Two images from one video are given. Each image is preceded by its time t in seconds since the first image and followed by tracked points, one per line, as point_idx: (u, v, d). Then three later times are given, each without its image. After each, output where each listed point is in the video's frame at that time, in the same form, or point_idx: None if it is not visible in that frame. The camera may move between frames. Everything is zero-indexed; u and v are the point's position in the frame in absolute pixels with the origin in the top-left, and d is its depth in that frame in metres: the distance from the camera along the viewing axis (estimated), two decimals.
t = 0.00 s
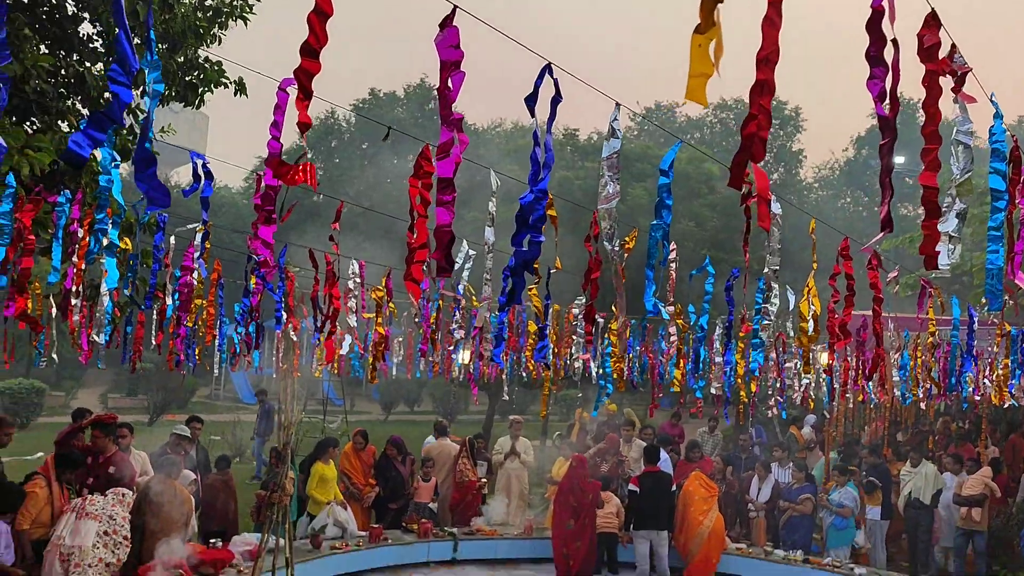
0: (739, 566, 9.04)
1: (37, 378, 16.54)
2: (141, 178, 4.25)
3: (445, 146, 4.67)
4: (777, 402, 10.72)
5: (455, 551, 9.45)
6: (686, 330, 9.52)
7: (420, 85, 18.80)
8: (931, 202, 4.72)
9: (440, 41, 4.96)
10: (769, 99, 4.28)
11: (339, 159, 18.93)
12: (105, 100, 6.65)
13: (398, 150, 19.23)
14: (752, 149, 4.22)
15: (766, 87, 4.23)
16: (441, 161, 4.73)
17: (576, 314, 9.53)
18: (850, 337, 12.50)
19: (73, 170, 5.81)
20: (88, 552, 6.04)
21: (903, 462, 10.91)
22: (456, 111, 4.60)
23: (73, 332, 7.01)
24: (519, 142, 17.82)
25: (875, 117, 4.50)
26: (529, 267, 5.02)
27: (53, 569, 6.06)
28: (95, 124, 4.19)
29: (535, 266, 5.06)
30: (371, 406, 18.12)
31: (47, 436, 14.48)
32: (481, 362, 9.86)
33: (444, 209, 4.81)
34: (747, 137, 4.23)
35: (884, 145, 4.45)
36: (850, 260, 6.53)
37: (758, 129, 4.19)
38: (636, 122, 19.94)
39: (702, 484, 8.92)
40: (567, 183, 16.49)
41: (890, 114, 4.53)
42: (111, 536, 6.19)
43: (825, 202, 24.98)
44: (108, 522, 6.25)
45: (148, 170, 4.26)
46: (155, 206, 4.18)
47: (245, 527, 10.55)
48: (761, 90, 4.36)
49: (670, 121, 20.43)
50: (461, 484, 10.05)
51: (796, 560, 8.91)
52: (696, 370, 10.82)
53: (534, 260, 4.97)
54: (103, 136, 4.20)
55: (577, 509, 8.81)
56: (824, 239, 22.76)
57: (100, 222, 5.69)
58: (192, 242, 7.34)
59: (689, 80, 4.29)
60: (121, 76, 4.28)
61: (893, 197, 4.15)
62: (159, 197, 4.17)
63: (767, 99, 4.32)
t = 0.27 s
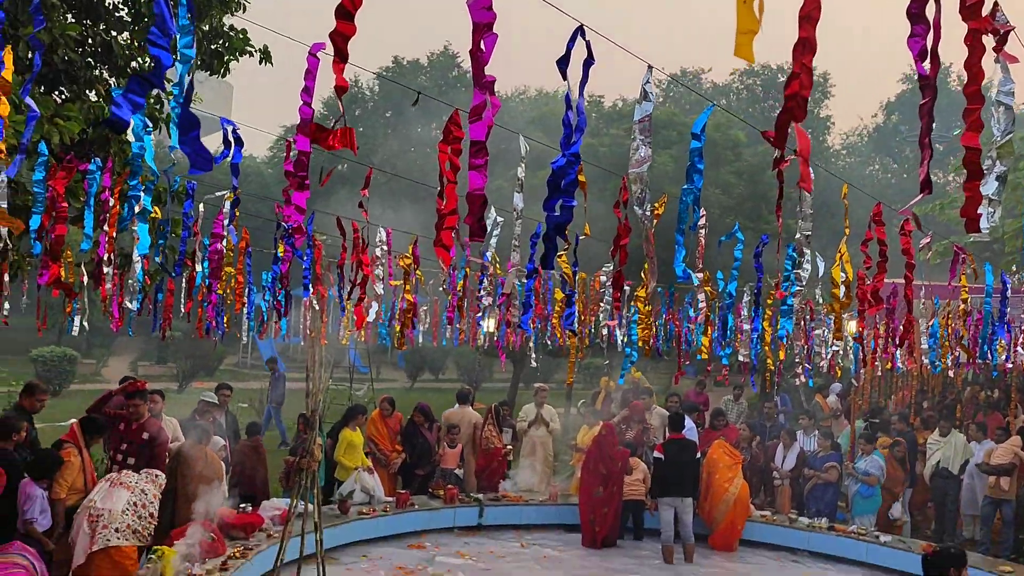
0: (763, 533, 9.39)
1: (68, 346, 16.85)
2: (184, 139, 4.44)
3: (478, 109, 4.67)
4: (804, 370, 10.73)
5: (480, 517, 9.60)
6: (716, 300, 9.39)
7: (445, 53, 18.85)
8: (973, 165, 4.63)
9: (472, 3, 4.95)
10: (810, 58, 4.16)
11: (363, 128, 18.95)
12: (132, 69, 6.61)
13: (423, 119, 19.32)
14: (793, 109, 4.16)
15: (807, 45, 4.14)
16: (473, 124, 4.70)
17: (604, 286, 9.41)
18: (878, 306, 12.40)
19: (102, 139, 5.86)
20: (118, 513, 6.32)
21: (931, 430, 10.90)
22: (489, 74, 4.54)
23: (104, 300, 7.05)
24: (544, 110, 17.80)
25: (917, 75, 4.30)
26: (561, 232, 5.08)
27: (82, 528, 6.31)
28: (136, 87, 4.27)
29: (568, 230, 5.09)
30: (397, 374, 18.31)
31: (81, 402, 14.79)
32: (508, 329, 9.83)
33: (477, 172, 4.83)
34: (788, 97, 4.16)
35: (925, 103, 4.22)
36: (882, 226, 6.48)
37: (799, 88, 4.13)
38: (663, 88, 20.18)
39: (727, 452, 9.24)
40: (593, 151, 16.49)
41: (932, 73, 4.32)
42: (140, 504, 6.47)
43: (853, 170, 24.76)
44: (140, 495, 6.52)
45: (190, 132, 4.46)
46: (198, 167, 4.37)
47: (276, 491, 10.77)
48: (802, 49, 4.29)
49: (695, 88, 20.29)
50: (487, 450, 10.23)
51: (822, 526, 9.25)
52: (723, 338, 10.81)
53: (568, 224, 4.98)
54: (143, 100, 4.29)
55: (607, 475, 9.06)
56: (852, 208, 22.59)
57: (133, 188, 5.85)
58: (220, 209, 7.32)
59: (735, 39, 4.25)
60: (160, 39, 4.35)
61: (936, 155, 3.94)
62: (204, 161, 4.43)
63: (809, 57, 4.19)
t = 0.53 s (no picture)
0: (786, 504, 9.43)
1: (94, 317, 17.08)
2: (222, 103, 4.70)
3: (504, 78, 4.64)
4: (828, 341, 10.71)
5: (502, 486, 9.69)
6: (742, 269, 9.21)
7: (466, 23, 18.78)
8: (1010, 133, 4.53)
9: None
10: (847, 22, 4.04)
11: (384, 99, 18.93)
12: (153, 40, 6.57)
13: (444, 89, 19.33)
14: (828, 76, 4.06)
15: (843, 10, 4.04)
16: (499, 94, 4.67)
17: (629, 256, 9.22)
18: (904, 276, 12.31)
19: (125, 109, 6.05)
20: (148, 482, 6.51)
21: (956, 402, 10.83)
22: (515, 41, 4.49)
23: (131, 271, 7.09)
24: (566, 80, 17.71)
25: (954, 42, 4.19)
26: (587, 202, 5.02)
27: (110, 492, 6.49)
28: (161, 56, 4.31)
29: (593, 200, 5.04)
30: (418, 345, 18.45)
31: (107, 371, 15.04)
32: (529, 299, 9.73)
33: (503, 142, 4.79)
34: (823, 64, 4.06)
35: (961, 71, 4.11)
36: (911, 195, 6.40)
37: (835, 55, 4.03)
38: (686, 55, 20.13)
39: (749, 422, 9.26)
40: (614, 121, 16.43)
41: (969, 40, 4.17)
42: (167, 479, 6.66)
43: (879, 138, 24.48)
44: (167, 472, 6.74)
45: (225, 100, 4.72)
46: (239, 135, 4.79)
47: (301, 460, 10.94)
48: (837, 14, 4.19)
49: (719, 56, 20.11)
50: (509, 420, 10.32)
51: (843, 497, 9.28)
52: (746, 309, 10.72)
53: (594, 193, 4.93)
54: (169, 70, 4.31)
55: (633, 446, 9.14)
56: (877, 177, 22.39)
57: (160, 158, 5.79)
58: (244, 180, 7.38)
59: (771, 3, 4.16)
60: (184, 9, 4.31)
61: (971, 123, 3.85)
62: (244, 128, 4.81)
63: (845, 22, 4.08)
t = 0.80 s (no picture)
0: (802, 474, 9.48)
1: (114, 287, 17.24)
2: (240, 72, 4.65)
3: (526, 46, 4.61)
4: (846, 311, 10.68)
5: (519, 455, 9.77)
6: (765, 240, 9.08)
7: None
8: None
9: None
10: None
11: (399, 69, 18.89)
12: (169, 10, 6.54)
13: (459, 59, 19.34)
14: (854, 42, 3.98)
15: None
16: (521, 62, 4.65)
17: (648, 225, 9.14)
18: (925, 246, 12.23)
19: (142, 81, 5.98)
20: (172, 450, 6.72)
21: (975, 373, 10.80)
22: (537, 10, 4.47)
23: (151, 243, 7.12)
24: (583, 49, 17.61)
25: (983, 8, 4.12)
26: (608, 172, 4.99)
27: (134, 460, 6.65)
28: (189, 27, 4.29)
29: (615, 170, 5.01)
30: (435, 315, 18.55)
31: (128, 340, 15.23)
32: (546, 270, 9.71)
33: (524, 112, 4.77)
34: (849, 30, 3.99)
35: (989, 37, 4.04)
36: (934, 164, 6.33)
37: (861, 22, 3.96)
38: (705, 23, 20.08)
39: (764, 393, 9.31)
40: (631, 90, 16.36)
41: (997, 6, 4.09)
42: (190, 452, 6.87)
43: (901, 106, 24.19)
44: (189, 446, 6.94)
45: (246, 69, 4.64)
46: (257, 103, 4.81)
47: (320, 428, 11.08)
48: None
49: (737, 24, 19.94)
50: (526, 390, 10.35)
51: (859, 467, 9.32)
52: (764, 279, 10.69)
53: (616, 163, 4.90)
54: (195, 40, 4.30)
55: (652, 416, 9.25)
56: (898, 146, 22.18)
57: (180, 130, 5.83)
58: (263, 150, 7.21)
59: None
60: None
61: (999, 90, 3.78)
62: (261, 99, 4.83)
63: None
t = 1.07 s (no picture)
0: (813, 443, 9.50)
1: (128, 256, 17.32)
2: (253, 30, 4.72)
3: (546, 4, 4.57)
4: (862, 281, 10.64)
5: (531, 424, 9.82)
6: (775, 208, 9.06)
7: None
8: None
9: None
10: None
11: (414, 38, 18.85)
12: None
13: (473, 27, 19.39)
14: None
15: None
16: (540, 21, 4.60)
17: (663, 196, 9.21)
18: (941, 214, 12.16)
19: (155, 48, 6.00)
20: (188, 417, 6.85)
21: (991, 344, 10.74)
22: None
23: (165, 210, 7.10)
24: (597, 17, 17.51)
25: None
26: (628, 134, 4.90)
27: (150, 423, 6.81)
28: None
29: (635, 132, 4.92)
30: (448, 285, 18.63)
31: (142, 309, 15.33)
32: (560, 238, 9.66)
33: (543, 72, 4.70)
34: None
35: None
36: (955, 129, 6.26)
37: None
38: None
39: (778, 363, 9.33)
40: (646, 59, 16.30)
41: None
42: (206, 420, 6.99)
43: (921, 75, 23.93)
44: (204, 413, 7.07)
45: (260, 30, 4.75)
46: (270, 63, 4.77)
47: (334, 395, 11.16)
48: None
49: None
50: (538, 359, 10.37)
51: (872, 437, 9.32)
52: (780, 248, 10.62)
53: (637, 124, 4.82)
54: None
55: (664, 380, 9.31)
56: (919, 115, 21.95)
57: (196, 94, 5.92)
58: (276, 118, 7.34)
59: None
60: None
61: None
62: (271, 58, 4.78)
63: None
